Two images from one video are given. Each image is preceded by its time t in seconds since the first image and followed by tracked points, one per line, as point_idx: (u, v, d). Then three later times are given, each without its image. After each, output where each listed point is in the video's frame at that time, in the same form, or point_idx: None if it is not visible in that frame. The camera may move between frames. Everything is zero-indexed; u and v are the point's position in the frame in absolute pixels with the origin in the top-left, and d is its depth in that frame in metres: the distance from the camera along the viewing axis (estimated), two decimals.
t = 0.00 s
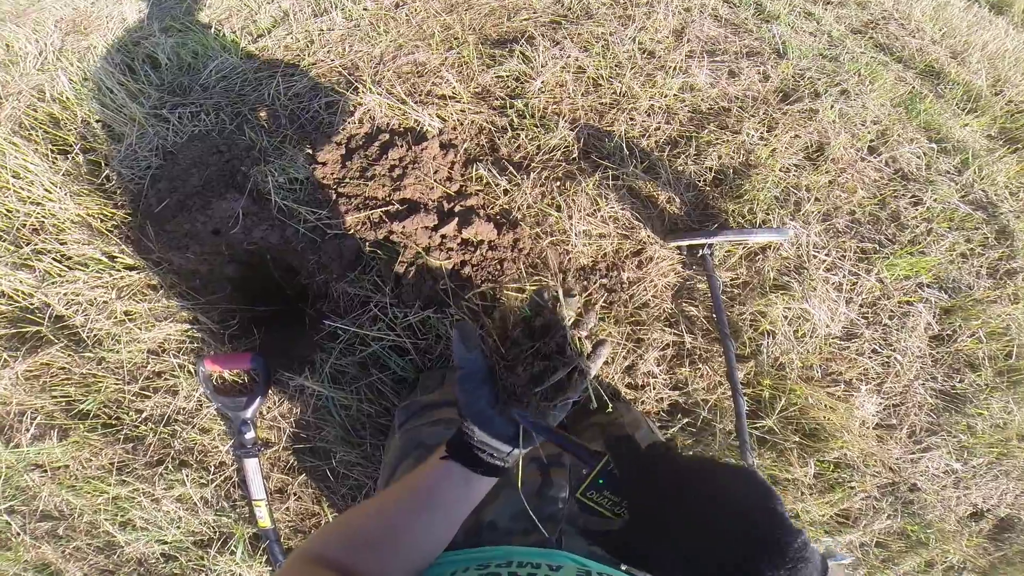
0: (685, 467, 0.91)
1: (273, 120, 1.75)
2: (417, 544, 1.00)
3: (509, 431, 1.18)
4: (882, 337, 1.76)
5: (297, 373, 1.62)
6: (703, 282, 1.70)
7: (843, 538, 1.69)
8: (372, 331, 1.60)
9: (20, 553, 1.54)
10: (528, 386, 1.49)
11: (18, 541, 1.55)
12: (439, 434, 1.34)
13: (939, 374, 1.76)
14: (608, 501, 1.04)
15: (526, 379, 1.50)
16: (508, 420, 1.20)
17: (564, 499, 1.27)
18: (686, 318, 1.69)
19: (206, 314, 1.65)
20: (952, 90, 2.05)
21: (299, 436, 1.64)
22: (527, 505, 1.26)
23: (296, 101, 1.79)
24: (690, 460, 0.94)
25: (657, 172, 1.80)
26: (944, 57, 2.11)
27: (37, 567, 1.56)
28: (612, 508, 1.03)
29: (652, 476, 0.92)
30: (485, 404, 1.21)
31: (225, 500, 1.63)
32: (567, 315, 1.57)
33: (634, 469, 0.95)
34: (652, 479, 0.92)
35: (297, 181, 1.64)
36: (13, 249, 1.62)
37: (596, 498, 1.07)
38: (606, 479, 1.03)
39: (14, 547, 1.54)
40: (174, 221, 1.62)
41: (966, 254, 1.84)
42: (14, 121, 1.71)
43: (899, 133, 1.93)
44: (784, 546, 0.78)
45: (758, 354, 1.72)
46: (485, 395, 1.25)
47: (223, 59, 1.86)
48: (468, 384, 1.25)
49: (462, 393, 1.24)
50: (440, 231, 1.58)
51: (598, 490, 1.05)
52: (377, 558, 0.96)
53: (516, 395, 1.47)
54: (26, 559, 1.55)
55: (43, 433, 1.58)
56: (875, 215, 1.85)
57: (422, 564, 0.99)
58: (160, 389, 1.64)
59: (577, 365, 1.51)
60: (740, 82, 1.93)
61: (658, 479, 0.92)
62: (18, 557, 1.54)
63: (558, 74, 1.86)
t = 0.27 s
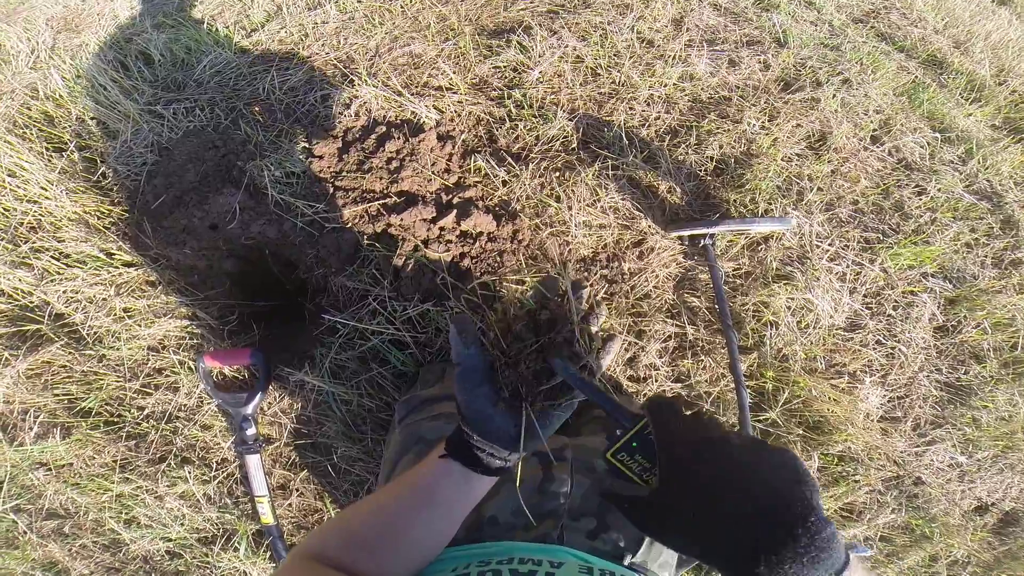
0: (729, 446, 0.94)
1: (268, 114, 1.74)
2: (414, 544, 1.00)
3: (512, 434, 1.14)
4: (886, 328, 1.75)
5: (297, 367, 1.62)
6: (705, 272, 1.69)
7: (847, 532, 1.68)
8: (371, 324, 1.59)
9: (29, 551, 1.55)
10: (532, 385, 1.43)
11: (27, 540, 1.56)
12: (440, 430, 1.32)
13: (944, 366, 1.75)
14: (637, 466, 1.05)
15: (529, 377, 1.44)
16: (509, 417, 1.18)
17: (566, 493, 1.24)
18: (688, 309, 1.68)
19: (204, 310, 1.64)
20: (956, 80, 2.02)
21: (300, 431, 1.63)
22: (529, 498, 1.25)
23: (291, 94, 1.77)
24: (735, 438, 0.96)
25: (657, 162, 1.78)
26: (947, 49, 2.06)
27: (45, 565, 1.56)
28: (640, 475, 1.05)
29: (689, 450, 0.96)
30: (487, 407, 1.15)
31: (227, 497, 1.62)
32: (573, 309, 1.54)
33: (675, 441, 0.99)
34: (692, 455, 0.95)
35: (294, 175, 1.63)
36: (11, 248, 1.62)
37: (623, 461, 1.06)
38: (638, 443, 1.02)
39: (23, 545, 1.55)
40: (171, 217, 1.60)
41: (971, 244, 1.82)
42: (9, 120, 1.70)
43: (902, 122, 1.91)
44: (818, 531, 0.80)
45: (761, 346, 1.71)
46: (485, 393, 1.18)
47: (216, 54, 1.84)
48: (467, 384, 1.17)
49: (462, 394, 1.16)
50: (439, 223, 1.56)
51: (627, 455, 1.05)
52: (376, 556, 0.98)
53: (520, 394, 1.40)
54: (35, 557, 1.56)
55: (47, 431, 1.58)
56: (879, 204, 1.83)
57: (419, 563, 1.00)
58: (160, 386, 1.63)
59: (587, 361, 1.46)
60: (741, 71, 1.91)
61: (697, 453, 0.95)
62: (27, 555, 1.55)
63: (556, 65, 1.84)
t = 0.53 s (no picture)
0: (752, 424, 0.95)
1: (263, 114, 1.73)
2: (411, 547, 1.01)
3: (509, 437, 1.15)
4: (884, 324, 1.75)
5: (294, 368, 1.61)
6: (703, 269, 1.68)
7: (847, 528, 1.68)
8: (369, 324, 1.59)
9: (31, 554, 1.56)
10: (530, 389, 1.21)
11: (29, 542, 1.56)
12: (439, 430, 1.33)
13: (943, 361, 1.75)
14: (654, 441, 1.03)
15: (526, 381, 1.21)
16: (507, 419, 1.16)
17: (564, 492, 1.24)
18: (686, 306, 1.68)
19: (202, 311, 1.64)
20: (952, 76, 2.01)
21: (299, 432, 1.63)
22: (527, 497, 1.25)
23: (287, 94, 1.76)
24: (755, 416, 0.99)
25: (654, 159, 1.78)
26: (945, 43, 2.05)
27: (48, 567, 1.57)
28: (655, 450, 1.03)
29: (712, 425, 0.97)
30: (485, 410, 1.14)
31: (227, 498, 1.62)
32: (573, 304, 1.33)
33: (698, 414, 0.99)
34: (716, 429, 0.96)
35: (290, 175, 1.63)
36: (7, 251, 1.61)
37: (640, 436, 1.04)
38: (655, 418, 1.01)
39: (25, 548, 1.56)
40: (167, 219, 1.60)
41: (969, 239, 1.82)
42: (5, 123, 1.70)
43: (899, 118, 1.90)
44: (834, 513, 0.86)
45: (760, 342, 1.71)
46: (483, 396, 1.15)
47: (211, 54, 1.83)
48: (466, 386, 1.14)
49: (460, 398, 1.14)
50: (436, 222, 1.56)
51: (646, 429, 1.02)
52: (373, 560, 0.99)
53: (516, 399, 1.19)
54: (38, 560, 1.57)
55: (46, 434, 1.58)
56: (876, 200, 1.83)
57: (417, 564, 1.02)
58: (159, 388, 1.63)
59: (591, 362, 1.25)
60: (737, 68, 1.91)
61: (720, 429, 0.97)
62: (29, 557, 1.56)
63: (552, 62, 1.83)
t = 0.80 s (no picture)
0: (713, 433, 0.98)
1: (261, 116, 1.73)
2: (414, 549, 1.01)
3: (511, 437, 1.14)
4: (883, 323, 1.75)
5: (293, 370, 1.62)
6: (701, 270, 1.68)
7: (847, 528, 1.68)
8: (367, 326, 1.59)
9: (30, 557, 1.56)
10: (530, 393, 1.18)
11: (29, 545, 1.56)
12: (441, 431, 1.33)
13: (942, 361, 1.75)
14: (620, 453, 1.06)
15: (526, 384, 1.19)
16: (509, 420, 1.15)
17: (563, 493, 1.25)
18: (684, 306, 1.68)
19: (201, 313, 1.64)
20: (950, 75, 2.01)
21: (298, 434, 1.63)
22: (526, 499, 1.25)
23: (285, 97, 1.77)
24: (717, 423, 1.01)
25: (652, 159, 1.78)
26: (942, 42, 2.05)
27: (47, 570, 1.57)
28: (621, 461, 1.07)
29: (674, 437, 1.00)
30: (487, 412, 1.13)
31: (227, 501, 1.62)
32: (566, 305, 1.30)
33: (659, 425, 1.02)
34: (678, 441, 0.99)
35: (288, 177, 1.63)
36: (6, 253, 1.61)
37: (606, 448, 1.07)
38: (619, 430, 1.05)
39: (24, 551, 1.56)
40: (165, 221, 1.60)
41: (966, 238, 1.82)
42: (3, 126, 1.70)
43: (897, 118, 1.90)
44: (794, 521, 0.89)
45: (758, 342, 1.71)
46: (485, 399, 1.15)
47: (208, 56, 1.83)
48: (467, 389, 1.14)
49: (461, 400, 1.14)
50: (434, 223, 1.56)
51: (611, 440, 1.06)
52: (376, 562, 0.99)
53: (518, 402, 1.18)
54: (38, 562, 1.57)
55: (45, 437, 1.58)
56: (874, 199, 1.83)
57: (419, 565, 1.02)
58: (158, 391, 1.63)
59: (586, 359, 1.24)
60: (735, 68, 1.91)
61: (682, 440, 0.99)
62: (29, 561, 1.56)
63: (550, 63, 1.83)
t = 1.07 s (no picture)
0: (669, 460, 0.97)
1: (250, 118, 1.72)
2: (408, 548, 1.01)
3: (499, 434, 1.13)
4: (876, 316, 1.75)
5: (287, 372, 1.61)
6: (695, 266, 1.68)
7: (846, 522, 1.69)
8: (361, 327, 1.58)
9: (31, 562, 1.55)
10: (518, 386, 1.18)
11: (29, 550, 1.55)
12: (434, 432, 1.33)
13: (936, 353, 1.76)
14: (582, 486, 1.06)
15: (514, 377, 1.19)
16: (497, 417, 1.15)
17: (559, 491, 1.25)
18: (678, 303, 1.68)
19: (192, 317, 1.63)
20: (938, 70, 2.01)
21: (294, 436, 1.62)
22: (523, 497, 1.25)
23: (274, 98, 1.75)
24: (675, 455, 0.99)
25: (644, 156, 1.78)
26: (930, 37, 2.05)
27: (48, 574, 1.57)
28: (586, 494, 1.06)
29: (632, 466, 0.98)
30: (475, 408, 1.13)
31: (224, 504, 1.61)
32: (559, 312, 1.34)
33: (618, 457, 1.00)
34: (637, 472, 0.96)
35: (278, 178, 1.62)
36: None
37: (568, 481, 1.07)
38: (580, 464, 1.05)
39: (25, 556, 1.56)
40: (155, 224, 1.59)
41: (958, 231, 1.83)
42: None
43: (887, 113, 1.91)
44: (758, 545, 0.83)
45: (753, 337, 1.71)
46: (472, 395, 1.14)
47: (197, 58, 1.82)
48: (453, 386, 1.14)
49: (449, 396, 1.14)
50: (426, 223, 1.56)
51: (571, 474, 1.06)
52: (371, 561, 0.99)
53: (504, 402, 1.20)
54: (39, 568, 1.56)
55: (40, 442, 1.57)
56: (865, 194, 1.83)
57: (415, 565, 1.01)
58: (152, 395, 1.62)
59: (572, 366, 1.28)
60: (725, 64, 1.91)
61: (642, 472, 0.96)
62: (30, 566, 1.55)
63: (541, 61, 1.83)
